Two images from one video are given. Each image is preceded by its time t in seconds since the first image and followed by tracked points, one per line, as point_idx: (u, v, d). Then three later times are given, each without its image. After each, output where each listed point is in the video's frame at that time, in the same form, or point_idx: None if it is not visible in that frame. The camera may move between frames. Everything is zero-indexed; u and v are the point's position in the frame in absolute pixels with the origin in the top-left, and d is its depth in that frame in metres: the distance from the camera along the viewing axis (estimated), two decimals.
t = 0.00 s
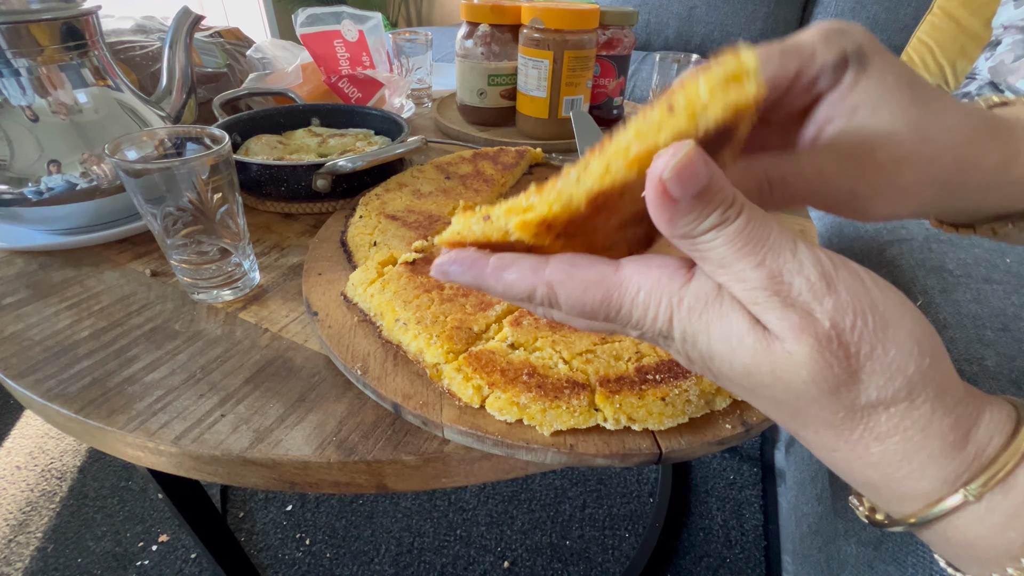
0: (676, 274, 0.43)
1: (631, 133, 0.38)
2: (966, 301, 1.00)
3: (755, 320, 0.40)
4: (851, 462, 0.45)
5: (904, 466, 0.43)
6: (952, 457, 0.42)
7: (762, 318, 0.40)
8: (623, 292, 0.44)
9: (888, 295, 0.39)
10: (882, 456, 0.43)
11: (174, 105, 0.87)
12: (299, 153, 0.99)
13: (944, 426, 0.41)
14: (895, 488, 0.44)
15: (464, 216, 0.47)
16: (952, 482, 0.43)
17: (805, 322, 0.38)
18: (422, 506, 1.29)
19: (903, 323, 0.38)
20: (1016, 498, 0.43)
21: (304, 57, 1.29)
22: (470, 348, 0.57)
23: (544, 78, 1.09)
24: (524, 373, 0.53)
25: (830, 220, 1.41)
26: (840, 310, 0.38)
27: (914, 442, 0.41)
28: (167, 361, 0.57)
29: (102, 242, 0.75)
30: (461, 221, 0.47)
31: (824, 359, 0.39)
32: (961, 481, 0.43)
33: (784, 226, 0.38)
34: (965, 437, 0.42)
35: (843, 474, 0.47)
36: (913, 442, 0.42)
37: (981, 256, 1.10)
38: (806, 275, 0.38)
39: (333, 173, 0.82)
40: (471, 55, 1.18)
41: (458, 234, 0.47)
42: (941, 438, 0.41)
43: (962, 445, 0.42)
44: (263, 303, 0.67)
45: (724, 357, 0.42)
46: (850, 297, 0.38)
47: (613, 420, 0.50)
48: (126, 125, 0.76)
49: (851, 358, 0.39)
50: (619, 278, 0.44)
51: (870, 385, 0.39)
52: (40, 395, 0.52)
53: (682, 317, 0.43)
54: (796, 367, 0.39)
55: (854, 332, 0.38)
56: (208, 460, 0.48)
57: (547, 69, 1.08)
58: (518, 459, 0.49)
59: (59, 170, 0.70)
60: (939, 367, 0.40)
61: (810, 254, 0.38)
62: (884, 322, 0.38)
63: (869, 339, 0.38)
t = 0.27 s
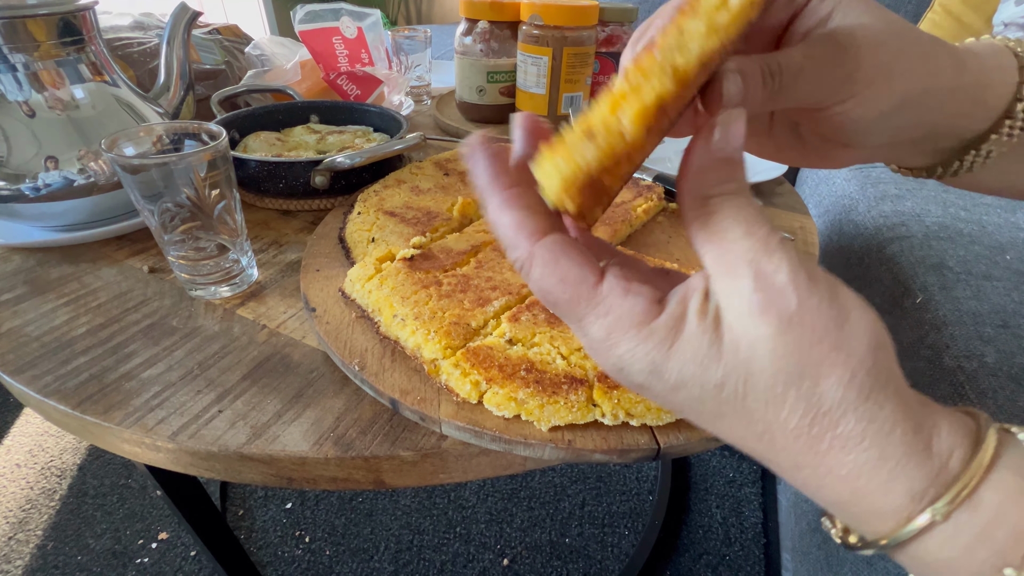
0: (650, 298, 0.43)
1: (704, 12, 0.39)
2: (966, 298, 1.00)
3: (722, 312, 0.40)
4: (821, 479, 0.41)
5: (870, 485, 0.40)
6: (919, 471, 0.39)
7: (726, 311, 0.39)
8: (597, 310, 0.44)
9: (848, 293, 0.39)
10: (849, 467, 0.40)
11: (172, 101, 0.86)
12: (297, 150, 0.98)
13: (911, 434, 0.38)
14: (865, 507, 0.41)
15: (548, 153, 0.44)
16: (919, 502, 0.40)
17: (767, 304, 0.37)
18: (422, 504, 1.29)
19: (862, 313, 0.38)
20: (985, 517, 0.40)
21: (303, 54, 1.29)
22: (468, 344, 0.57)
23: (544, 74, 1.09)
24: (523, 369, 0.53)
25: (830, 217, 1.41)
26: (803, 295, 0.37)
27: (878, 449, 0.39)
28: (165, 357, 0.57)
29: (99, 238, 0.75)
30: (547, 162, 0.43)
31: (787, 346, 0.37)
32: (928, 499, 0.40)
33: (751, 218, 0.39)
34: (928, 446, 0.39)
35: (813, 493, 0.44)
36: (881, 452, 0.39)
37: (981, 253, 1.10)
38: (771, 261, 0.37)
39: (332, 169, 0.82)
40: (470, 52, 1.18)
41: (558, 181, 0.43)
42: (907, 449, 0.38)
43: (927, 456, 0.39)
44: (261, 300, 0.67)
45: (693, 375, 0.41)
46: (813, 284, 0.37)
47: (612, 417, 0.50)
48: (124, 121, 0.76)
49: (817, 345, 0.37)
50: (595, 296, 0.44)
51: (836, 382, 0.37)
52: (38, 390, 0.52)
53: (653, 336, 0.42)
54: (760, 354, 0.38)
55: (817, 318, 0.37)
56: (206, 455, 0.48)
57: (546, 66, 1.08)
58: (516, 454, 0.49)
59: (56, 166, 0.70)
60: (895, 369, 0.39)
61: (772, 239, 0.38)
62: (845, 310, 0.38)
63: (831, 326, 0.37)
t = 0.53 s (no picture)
0: (624, 325, 0.44)
1: (709, 70, 0.37)
2: (966, 299, 1.00)
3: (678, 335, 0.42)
4: (774, 493, 0.42)
5: (816, 498, 0.40)
6: (862, 486, 0.39)
7: (684, 337, 0.41)
8: (572, 335, 0.45)
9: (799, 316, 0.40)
10: (796, 481, 0.40)
11: (174, 104, 0.87)
12: (299, 153, 0.99)
13: (854, 451, 0.39)
14: (815, 519, 0.41)
15: (571, 243, 0.41)
16: (860, 517, 0.40)
17: (718, 331, 0.39)
18: (423, 505, 1.30)
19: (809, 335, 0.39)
20: (925, 529, 0.40)
21: (305, 56, 1.29)
22: (469, 346, 0.57)
23: (545, 76, 1.10)
24: (524, 371, 0.53)
25: (831, 218, 1.41)
26: (750, 321, 0.38)
27: (822, 465, 0.39)
28: (168, 359, 0.58)
29: (103, 241, 0.75)
30: (572, 253, 0.41)
31: (735, 370, 0.39)
32: (863, 512, 0.40)
33: (708, 247, 0.40)
34: (869, 463, 0.39)
35: (769, 503, 0.44)
36: (824, 468, 0.39)
37: (981, 254, 1.10)
38: (720, 290, 0.39)
39: (334, 172, 0.82)
40: (471, 53, 1.18)
41: (588, 271, 0.41)
42: (851, 467, 0.39)
43: (871, 473, 0.39)
44: (264, 302, 0.67)
45: (656, 395, 0.43)
46: (762, 310, 0.39)
47: (613, 420, 0.50)
48: (127, 124, 0.76)
49: (764, 369, 0.38)
50: (575, 324, 0.44)
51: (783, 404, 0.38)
52: (43, 393, 0.52)
53: (620, 359, 0.44)
54: (712, 378, 0.40)
55: (764, 344, 0.38)
56: (209, 457, 0.49)
57: (547, 68, 1.08)
58: (517, 456, 0.50)
59: (60, 169, 0.71)
60: (842, 388, 0.40)
61: (722, 266, 0.40)
62: (793, 335, 0.39)
63: (777, 350, 0.38)
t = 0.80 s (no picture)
0: (622, 333, 0.44)
1: (709, 69, 0.37)
2: (966, 299, 1.00)
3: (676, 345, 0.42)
4: (772, 505, 0.42)
5: (814, 512, 0.40)
6: (861, 500, 0.39)
7: (683, 347, 0.41)
8: (570, 342, 0.45)
9: (799, 329, 0.40)
10: (795, 495, 0.40)
11: (175, 103, 0.87)
12: (299, 152, 0.99)
13: (853, 465, 0.39)
14: (813, 534, 0.41)
15: (579, 256, 0.42)
16: (860, 532, 0.40)
17: (718, 343, 0.39)
18: (423, 504, 1.30)
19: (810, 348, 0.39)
20: (926, 545, 0.39)
21: (305, 55, 1.29)
22: (469, 345, 0.57)
23: (545, 76, 1.10)
24: (524, 370, 0.53)
25: (831, 218, 1.40)
26: (750, 333, 0.39)
27: (821, 479, 0.39)
28: (169, 358, 0.58)
29: (103, 240, 0.75)
30: (581, 266, 0.41)
31: (734, 381, 0.39)
32: (864, 529, 0.40)
33: (709, 257, 0.40)
34: (869, 477, 0.39)
35: (767, 516, 0.44)
36: (823, 482, 0.39)
37: (982, 254, 1.10)
38: (720, 301, 0.39)
39: (334, 171, 0.82)
40: (471, 53, 1.18)
41: (598, 284, 0.41)
42: (851, 481, 0.39)
43: (870, 488, 0.39)
44: (264, 300, 0.67)
45: (652, 405, 0.43)
46: (762, 322, 0.39)
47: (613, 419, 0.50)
48: (127, 124, 0.76)
49: (764, 380, 0.38)
50: (574, 330, 0.44)
51: (782, 416, 0.38)
52: (43, 391, 0.53)
53: (617, 368, 0.44)
54: (710, 389, 0.40)
55: (765, 356, 0.38)
56: (210, 455, 0.49)
57: (547, 67, 1.08)
58: (516, 454, 0.50)
59: (61, 168, 0.71)
60: (842, 401, 0.40)
61: (723, 278, 0.40)
62: (793, 347, 0.39)
63: (777, 362, 0.38)
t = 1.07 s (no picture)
0: (620, 334, 0.44)
1: (710, 60, 0.36)
2: (968, 297, 1.00)
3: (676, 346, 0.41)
4: (777, 509, 0.42)
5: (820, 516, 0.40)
6: (867, 504, 0.39)
7: (684, 348, 0.41)
8: (569, 343, 0.45)
9: (803, 329, 0.40)
10: (799, 498, 0.40)
11: (173, 100, 0.86)
12: (298, 150, 0.98)
13: (859, 467, 0.38)
14: (819, 537, 0.41)
15: (579, 254, 0.41)
16: (867, 536, 0.39)
17: (720, 344, 0.39)
18: (423, 503, 1.30)
19: (813, 349, 0.38)
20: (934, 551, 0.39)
21: (304, 53, 1.29)
22: (468, 343, 0.57)
23: (545, 73, 1.09)
24: (523, 367, 0.53)
25: (832, 216, 1.40)
26: (752, 334, 0.38)
27: (826, 482, 0.39)
28: (166, 355, 0.57)
29: (101, 237, 0.75)
30: (581, 264, 0.41)
31: (735, 383, 0.38)
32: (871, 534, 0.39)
33: (708, 257, 0.40)
34: (875, 481, 0.39)
35: (771, 520, 0.44)
36: (828, 485, 0.39)
37: (983, 252, 1.09)
38: (721, 303, 0.39)
39: (333, 168, 0.82)
40: (471, 51, 1.18)
41: (599, 282, 0.41)
42: (857, 484, 0.38)
43: (876, 491, 0.39)
44: (262, 298, 0.67)
45: (652, 407, 0.43)
46: (764, 322, 0.39)
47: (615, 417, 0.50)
48: (125, 120, 0.76)
49: (766, 382, 0.38)
50: (573, 331, 0.44)
51: (786, 418, 0.38)
52: (40, 388, 0.52)
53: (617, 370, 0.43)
54: (711, 390, 0.39)
55: (767, 357, 0.38)
56: (207, 453, 0.48)
57: (547, 65, 1.08)
58: (516, 453, 0.49)
59: (58, 165, 0.70)
60: (847, 403, 0.39)
61: (724, 278, 0.40)
62: (795, 348, 0.38)
63: (780, 364, 0.38)
